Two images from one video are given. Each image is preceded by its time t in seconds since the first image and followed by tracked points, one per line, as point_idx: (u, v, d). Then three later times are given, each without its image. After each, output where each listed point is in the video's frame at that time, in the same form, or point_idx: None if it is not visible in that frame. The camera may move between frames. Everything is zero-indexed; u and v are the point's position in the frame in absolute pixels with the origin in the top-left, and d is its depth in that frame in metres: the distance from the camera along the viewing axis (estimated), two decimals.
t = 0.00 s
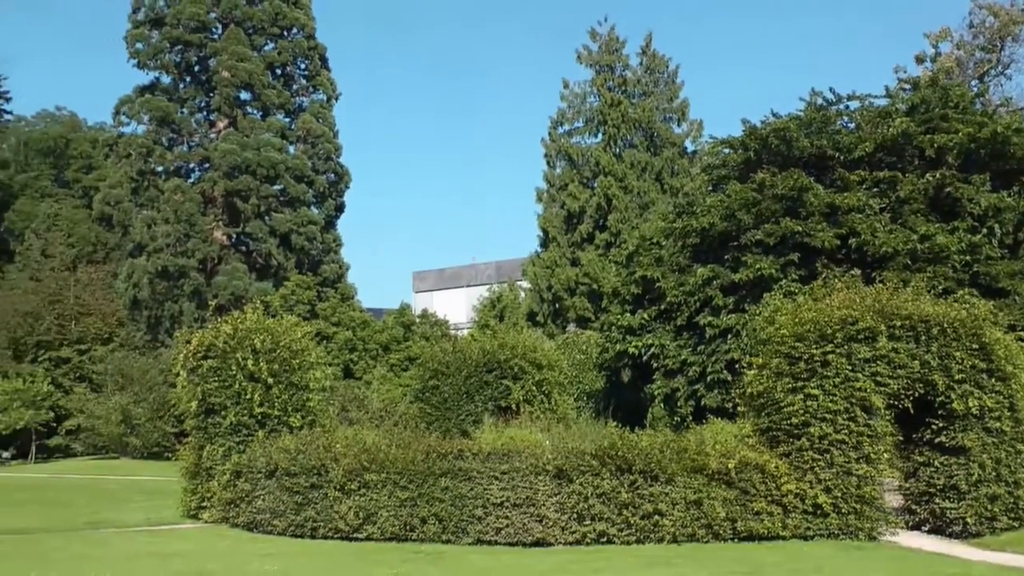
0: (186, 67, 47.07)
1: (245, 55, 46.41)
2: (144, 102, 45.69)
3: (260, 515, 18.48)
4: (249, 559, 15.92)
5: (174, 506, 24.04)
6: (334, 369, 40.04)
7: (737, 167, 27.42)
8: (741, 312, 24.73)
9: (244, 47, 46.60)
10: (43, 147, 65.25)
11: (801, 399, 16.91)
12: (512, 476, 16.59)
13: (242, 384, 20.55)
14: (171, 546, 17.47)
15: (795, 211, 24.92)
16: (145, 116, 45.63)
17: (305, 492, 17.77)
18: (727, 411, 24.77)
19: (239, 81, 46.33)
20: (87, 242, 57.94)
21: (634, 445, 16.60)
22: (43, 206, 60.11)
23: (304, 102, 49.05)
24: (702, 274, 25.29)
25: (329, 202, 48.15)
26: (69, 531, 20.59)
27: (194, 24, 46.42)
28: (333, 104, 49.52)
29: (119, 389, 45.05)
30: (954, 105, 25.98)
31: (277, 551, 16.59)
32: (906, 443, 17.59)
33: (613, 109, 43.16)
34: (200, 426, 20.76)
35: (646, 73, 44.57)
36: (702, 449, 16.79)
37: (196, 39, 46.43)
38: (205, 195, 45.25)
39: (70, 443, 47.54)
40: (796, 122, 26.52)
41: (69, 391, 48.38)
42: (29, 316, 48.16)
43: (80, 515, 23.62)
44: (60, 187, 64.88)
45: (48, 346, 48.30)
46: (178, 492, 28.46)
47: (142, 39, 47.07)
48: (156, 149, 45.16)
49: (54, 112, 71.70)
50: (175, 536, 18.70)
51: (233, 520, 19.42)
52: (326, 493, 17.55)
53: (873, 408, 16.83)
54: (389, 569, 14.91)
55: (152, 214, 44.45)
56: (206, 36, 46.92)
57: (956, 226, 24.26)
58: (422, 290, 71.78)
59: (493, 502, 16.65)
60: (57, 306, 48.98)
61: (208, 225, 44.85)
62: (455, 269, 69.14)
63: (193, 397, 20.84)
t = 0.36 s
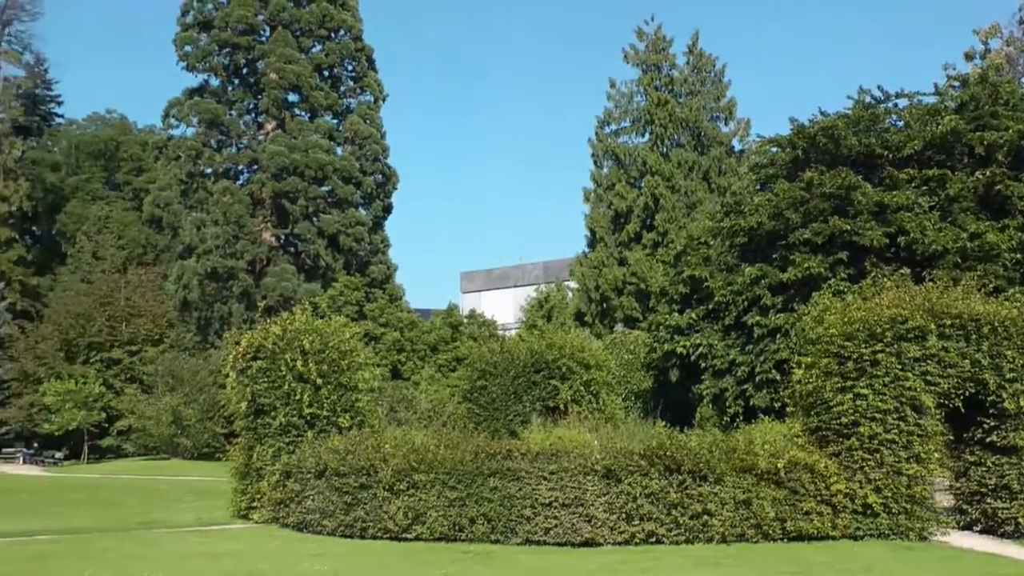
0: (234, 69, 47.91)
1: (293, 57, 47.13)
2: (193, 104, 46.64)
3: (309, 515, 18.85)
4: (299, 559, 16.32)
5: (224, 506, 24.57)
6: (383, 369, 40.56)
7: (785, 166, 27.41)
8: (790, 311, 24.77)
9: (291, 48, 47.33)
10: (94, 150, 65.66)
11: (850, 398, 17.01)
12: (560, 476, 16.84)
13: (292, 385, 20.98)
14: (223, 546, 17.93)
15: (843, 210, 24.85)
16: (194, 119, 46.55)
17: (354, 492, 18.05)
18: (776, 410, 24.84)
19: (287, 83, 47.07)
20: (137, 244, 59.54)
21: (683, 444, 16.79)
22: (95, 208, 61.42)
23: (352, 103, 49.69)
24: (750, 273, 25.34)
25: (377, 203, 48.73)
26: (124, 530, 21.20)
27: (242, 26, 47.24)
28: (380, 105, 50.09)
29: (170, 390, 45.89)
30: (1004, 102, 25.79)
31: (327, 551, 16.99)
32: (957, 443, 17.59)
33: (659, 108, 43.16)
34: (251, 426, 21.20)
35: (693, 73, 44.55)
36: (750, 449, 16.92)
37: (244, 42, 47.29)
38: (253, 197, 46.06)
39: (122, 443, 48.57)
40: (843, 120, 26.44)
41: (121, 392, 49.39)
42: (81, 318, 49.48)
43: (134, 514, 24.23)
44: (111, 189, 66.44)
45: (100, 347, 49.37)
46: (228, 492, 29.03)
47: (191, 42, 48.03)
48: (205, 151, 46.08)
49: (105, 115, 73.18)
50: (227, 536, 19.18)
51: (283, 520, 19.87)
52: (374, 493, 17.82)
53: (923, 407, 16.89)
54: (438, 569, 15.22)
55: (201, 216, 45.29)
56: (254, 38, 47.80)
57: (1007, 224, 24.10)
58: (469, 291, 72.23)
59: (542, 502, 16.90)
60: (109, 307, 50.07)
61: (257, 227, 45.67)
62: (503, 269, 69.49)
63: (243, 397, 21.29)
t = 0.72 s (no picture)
0: (272, 72, 48.48)
1: (330, 59, 47.61)
2: (231, 107, 47.33)
3: (350, 515, 19.10)
4: (340, 559, 16.58)
5: (265, 507, 24.96)
6: (421, 370, 40.87)
7: (823, 163, 27.32)
8: (829, 309, 24.72)
9: (327, 50, 47.80)
10: (133, 155, 67.35)
11: (890, 396, 16.99)
12: (599, 476, 16.96)
13: (332, 385, 21.30)
14: (265, 546, 18.24)
15: (882, 207, 24.72)
16: (232, 122, 47.24)
17: (394, 492, 18.27)
18: (816, 409, 24.78)
19: (324, 85, 47.58)
20: (177, 247, 60.23)
21: (722, 443, 16.85)
22: (135, 211, 62.41)
23: (389, 104, 50.08)
24: (788, 271, 25.29)
25: (415, 204, 49.11)
26: (168, 530, 21.62)
27: (279, 29, 47.80)
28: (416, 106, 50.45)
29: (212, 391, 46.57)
30: None
31: (368, 551, 17.26)
32: (999, 441, 17.55)
33: (696, 107, 43.09)
34: (290, 427, 21.46)
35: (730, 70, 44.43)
36: (790, 447, 16.95)
37: (281, 44, 47.85)
38: (291, 199, 46.61)
39: (164, 444, 49.31)
40: (882, 116, 26.27)
41: (163, 394, 50.14)
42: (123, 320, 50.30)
43: (177, 515, 24.68)
44: (150, 192, 67.95)
45: (142, 349, 50.17)
46: (269, 492, 29.45)
47: (228, 45, 48.69)
48: (243, 154, 46.76)
49: (145, 119, 74.23)
50: (269, 536, 19.49)
51: (323, 520, 20.17)
52: (414, 493, 18.04)
53: (965, 405, 16.85)
54: (478, 568, 15.42)
55: (240, 218, 45.92)
56: (291, 41, 48.38)
57: None
58: (507, 291, 72.49)
59: (581, 502, 17.03)
60: (150, 310, 50.87)
61: (295, 229, 46.25)
62: (540, 269, 69.65)
63: (283, 398, 21.59)
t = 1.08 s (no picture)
0: (314, 71, 49.02)
1: (371, 58, 48.08)
2: (274, 107, 48.00)
3: (393, 513, 19.44)
4: (385, 556, 16.94)
5: (308, 504, 25.40)
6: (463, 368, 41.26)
7: (865, 160, 27.24)
8: (872, 307, 24.70)
9: (369, 50, 48.29)
10: (178, 154, 68.45)
11: (935, 394, 17.07)
12: (642, 473, 17.16)
13: (375, 383, 21.70)
14: (310, 543, 18.65)
15: (926, 204, 24.66)
16: (276, 121, 47.93)
17: (438, 489, 18.61)
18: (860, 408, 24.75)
19: (366, 84, 48.08)
20: (220, 246, 61.11)
21: (765, 442, 16.96)
22: (179, 210, 63.41)
23: (430, 103, 50.51)
24: (831, 269, 25.31)
25: (456, 203, 49.47)
26: (215, 526, 22.13)
27: (321, 29, 48.39)
28: (457, 104, 50.81)
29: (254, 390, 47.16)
30: None
31: (412, 548, 17.61)
32: None
33: (738, 104, 42.99)
34: (334, 425, 21.86)
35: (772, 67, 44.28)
36: (833, 446, 17.02)
37: (323, 44, 48.40)
38: (334, 198, 47.20)
39: (208, 442, 50.00)
40: (926, 113, 26.13)
41: (207, 391, 50.89)
42: (167, 318, 51.15)
43: (222, 512, 25.16)
44: (195, 191, 69.04)
45: (186, 347, 50.99)
46: (311, 490, 29.89)
47: (271, 45, 49.26)
48: (286, 153, 47.45)
49: (189, 119, 75.37)
50: (315, 533, 19.91)
51: (366, 517, 20.55)
52: (457, 490, 18.37)
53: (1011, 403, 16.81)
54: (522, 565, 15.69)
55: (283, 217, 46.53)
56: (333, 40, 48.92)
57: None
58: (548, 289, 72.74)
59: (624, 500, 17.26)
60: (194, 308, 51.67)
61: (338, 227, 46.86)
62: (581, 267, 69.80)
63: (326, 396, 22.00)
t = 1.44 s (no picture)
0: (353, 73, 49.47)
1: (410, 59, 48.48)
2: (314, 109, 48.58)
3: (438, 512, 19.69)
4: (431, 555, 17.17)
5: (353, 504, 25.74)
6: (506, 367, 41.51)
7: (908, 153, 27.04)
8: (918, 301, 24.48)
9: (408, 51, 48.70)
10: (221, 158, 69.61)
11: (983, 388, 16.96)
12: (687, 471, 17.25)
13: (418, 383, 21.96)
14: (358, 543, 18.95)
15: (971, 196, 24.54)
16: (316, 124, 48.48)
17: (482, 489, 18.80)
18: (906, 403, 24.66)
19: (405, 85, 48.39)
20: (263, 248, 61.87)
21: (810, 438, 16.97)
22: (222, 213, 64.33)
23: (469, 103, 50.79)
24: (875, 263, 25.07)
25: (497, 202, 49.65)
26: (263, 527, 22.54)
27: (360, 31, 48.86)
28: (496, 104, 51.04)
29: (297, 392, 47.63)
30: None
31: (458, 547, 17.83)
32: None
33: (777, 99, 42.92)
34: (379, 425, 22.17)
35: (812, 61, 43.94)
36: (880, 442, 16.99)
37: (362, 46, 48.87)
38: (375, 199, 47.87)
39: (253, 443, 50.57)
40: (969, 104, 25.89)
41: (252, 393, 51.57)
42: (212, 321, 51.89)
43: (269, 512, 25.56)
44: (237, 195, 70.02)
45: (230, 349, 51.69)
46: (357, 490, 30.24)
47: (311, 48, 49.82)
48: (327, 155, 48.02)
49: (231, 123, 76.44)
50: (361, 533, 20.21)
51: (411, 516, 20.81)
52: (501, 490, 18.54)
53: None
54: (568, 564, 15.83)
55: (325, 219, 46.96)
56: (371, 42, 49.34)
57: None
58: (590, 287, 72.80)
59: (669, 497, 17.36)
60: (238, 310, 52.35)
61: (379, 228, 47.36)
62: (623, 265, 69.77)
63: (370, 396, 22.30)
